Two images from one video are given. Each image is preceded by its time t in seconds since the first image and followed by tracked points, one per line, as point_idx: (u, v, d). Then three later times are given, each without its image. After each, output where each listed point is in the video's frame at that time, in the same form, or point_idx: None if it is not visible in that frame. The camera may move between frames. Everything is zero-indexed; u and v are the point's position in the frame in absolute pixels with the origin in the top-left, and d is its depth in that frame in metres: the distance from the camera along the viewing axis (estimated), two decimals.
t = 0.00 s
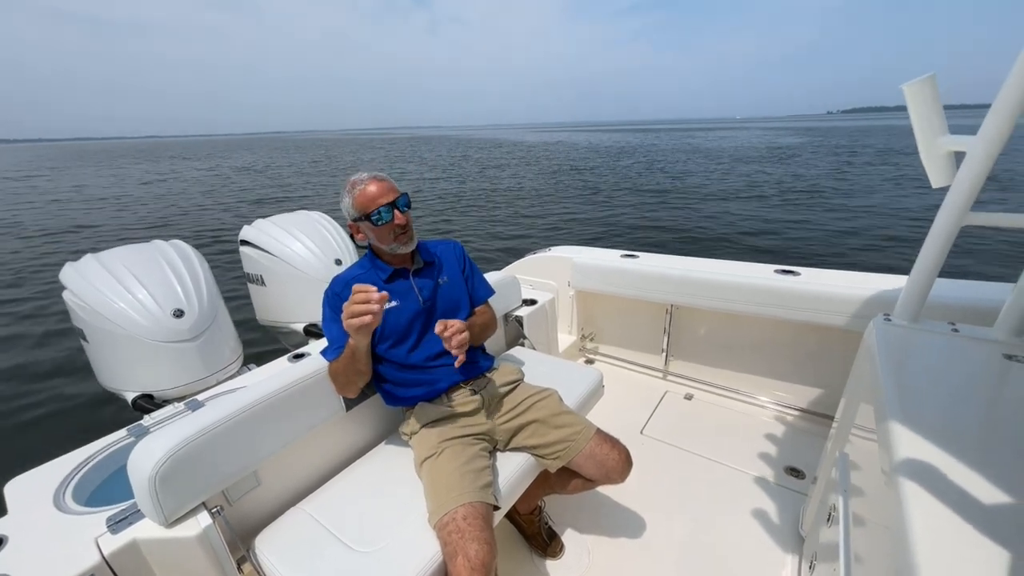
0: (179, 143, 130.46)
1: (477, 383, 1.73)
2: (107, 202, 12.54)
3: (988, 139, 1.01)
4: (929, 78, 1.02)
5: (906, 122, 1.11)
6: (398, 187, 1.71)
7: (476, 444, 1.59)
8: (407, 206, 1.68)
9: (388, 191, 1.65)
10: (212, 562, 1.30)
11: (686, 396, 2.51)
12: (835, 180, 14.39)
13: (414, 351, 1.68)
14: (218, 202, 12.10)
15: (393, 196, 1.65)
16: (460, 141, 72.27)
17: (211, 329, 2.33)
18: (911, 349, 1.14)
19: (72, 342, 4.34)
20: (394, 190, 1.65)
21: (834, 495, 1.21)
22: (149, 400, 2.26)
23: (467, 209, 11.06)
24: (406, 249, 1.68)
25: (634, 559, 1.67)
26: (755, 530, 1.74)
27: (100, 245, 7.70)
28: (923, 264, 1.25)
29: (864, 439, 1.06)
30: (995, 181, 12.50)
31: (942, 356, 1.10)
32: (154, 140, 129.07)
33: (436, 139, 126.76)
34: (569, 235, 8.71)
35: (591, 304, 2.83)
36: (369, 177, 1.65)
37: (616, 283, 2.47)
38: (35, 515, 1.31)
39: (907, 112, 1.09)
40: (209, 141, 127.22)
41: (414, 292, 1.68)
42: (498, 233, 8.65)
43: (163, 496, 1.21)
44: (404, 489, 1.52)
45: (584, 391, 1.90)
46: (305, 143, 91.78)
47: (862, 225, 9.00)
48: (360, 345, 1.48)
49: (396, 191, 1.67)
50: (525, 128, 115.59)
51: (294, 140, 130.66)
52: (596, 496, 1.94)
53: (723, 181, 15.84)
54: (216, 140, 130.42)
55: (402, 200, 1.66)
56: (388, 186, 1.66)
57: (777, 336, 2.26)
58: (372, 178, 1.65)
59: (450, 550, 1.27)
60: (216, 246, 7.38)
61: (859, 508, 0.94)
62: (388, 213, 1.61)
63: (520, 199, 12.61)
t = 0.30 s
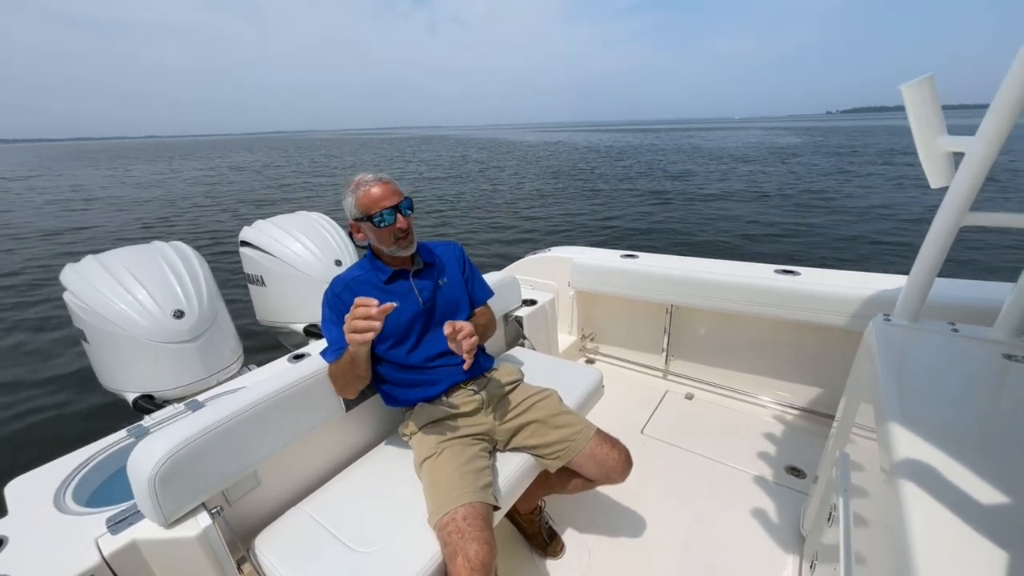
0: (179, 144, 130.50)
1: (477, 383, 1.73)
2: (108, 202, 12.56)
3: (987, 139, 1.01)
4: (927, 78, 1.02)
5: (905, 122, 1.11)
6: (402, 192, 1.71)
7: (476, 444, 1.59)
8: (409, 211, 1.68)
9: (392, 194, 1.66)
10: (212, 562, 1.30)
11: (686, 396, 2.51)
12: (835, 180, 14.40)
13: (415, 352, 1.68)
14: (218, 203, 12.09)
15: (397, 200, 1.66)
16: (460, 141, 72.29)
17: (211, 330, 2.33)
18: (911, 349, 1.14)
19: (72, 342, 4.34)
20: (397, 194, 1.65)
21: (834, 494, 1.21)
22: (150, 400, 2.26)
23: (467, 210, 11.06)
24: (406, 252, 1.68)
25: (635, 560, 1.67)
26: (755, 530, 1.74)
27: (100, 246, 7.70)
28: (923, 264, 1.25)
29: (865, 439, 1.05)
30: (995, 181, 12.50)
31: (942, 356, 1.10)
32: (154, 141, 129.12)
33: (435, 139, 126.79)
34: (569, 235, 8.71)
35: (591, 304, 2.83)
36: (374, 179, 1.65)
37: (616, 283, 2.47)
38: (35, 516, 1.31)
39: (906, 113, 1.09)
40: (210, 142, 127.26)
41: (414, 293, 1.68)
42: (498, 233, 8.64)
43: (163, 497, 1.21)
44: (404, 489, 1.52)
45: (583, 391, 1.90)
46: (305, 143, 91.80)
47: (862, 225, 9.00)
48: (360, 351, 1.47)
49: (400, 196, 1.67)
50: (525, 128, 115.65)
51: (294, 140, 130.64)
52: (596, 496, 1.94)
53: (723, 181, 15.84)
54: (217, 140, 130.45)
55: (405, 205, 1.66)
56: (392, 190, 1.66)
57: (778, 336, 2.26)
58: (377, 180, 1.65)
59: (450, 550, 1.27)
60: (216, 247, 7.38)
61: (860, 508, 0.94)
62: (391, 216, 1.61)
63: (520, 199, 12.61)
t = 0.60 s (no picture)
0: (179, 143, 130.52)
1: (478, 381, 1.72)
2: (109, 203, 12.56)
3: (991, 133, 1.00)
4: (931, 71, 1.01)
5: (909, 116, 1.10)
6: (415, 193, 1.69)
7: (477, 442, 1.58)
8: (414, 213, 1.66)
9: (401, 192, 1.64)
10: (214, 562, 1.30)
11: (687, 392, 2.50)
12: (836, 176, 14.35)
13: (414, 349, 1.67)
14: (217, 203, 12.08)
15: (404, 200, 1.64)
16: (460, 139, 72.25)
17: (211, 330, 2.32)
18: (914, 344, 1.14)
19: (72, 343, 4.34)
20: (406, 194, 1.64)
21: (838, 492, 1.20)
22: (150, 400, 2.26)
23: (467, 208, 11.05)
24: (398, 251, 1.66)
25: (637, 557, 1.66)
26: (754, 528, 1.73)
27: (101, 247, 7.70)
28: (926, 258, 1.24)
29: (870, 437, 1.04)
30: (996, 176, 12.46)
31: (946, 351, 1.09)
32: (154, 141, 129.17)
33: (435, 137, 126.64)
34: (569, 233, 8.70)
35: (591, 301, 2.82)
36: (387, 172, 1.64)
37: (617, 281, 2.46)
38: (36, 517, 1.31)
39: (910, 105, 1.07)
40: (209, 142, 127.19)
41: (413, 292, 1.67)
42: (498, 232, 8.63)
43: (164, 498, 1.20)
44: (405, 488, 1.52)
45: (585, 389, 1.90)
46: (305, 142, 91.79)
47: (863, 221, 8.98)
48: (355, 343, 1.47)
49: (409, 196, 1.65)
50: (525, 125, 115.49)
51: (294, 139, 130.62)
52: (598, 493, 1.93)
53: (723, 177, 15.80)
54: (216, 140, 130.37)
55: (409, 207, 1.64)
56: (404, 189, 1.65)
57: (779, 332, 2.25)
58: (392, 175, 1.64)
59: (452, 548, 1.26)
60: (216, 247, 7.38)
61: (865, 505, 0.93)
62: (390, 213, 1.60)
63: (521, 197, 12.60)
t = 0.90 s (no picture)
0: (177, 142, 130.31)
1: (479, 378, 1.71)
2: (107, 203, 12.52)
3: (1003, 119, 0.98)
4: (943, 54, 0.98)
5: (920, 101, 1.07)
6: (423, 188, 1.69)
7: (480, 439, 1.57)
8: (419, 206, 1.65)
9: (409, 184, 1.64)
10: (216, 561, 1.29)
11: (690, 387, 2.49)
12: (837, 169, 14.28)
13: (415, 348, 1.66)
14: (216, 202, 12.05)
15: (411, 191, 1.64)
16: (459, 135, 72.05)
17: (211, 328, 2.31)
18: (921, 335, 1.12)
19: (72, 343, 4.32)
20: (413, 186, 1.63)
21: (843, 487, 1.18)
22: (150, 399, 2.25)
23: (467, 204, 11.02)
24: (397, 241, 1.63)
25: (640, 553, 1.66)
26: (755, 531, 1.70)
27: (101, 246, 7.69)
28: (934, 248, 1.22)
29: (877, 431, 1.03)
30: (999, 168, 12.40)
31: (955, 343, 1.07)
32: (152, 139, 128.95)
33: (434, 132, 126.25)
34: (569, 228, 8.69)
35: (592, 296, 2.80)
36: (397, 163, 1.65)
37: (618, 275, 2.44)
38: (37, 518, 1.30)
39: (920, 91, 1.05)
40: (208, 140, 126.84)
41: (413, 289, 1.66)
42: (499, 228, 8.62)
43: (165, 497, 1.19)
44: (407, 486, 1.51)
45: (587, 384, 1.88)
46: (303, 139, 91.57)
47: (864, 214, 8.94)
48: (357, 344, 1.45)
49: (417, 188, 1.65)
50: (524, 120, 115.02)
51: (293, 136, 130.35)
52: (600, 490, 1.92)
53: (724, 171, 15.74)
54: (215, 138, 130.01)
55: (415, 198, 1.63)
56: (412, 182, 1.65)
57: (782, 325, 2.24)
58: (402, 166, 1.65)
59: (455, 545, 1.25)
60: (216, 246, 7.37)
61: (873, 501, 0.92)
62: (394, 200, 1.58)
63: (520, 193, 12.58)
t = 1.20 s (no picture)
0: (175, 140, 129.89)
1: (480, 374, 1.70)
2: (107, 203, 12.51)
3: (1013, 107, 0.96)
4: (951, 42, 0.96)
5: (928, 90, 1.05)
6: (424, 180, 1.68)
7: (481, 436, 1.56)
8: (420, 198, 1.63)
9: (409, 175, 1.63)
10: (217, 561, 1.28)
11: (691, 383, 2.48)
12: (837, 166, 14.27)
13: (415, 345, 1.64)
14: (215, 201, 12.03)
15: (412, 183, 1.62)
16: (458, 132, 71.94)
17: (210, 326, 2.30)
18: (926, 330, 1.11)
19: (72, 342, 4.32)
20: (414, 178, 1.62)
21: (846, 483, 1.18)
22: (150, 398, 2.24)
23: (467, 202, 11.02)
24: (396, 234, 1.61)
25: (643, 550, 1.65)
26: (756, 531, 1.68)
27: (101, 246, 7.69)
28: (940, 242, 1.21)
29: (881, 426, 1.02)
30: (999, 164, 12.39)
31: (961, 338, 1.05)
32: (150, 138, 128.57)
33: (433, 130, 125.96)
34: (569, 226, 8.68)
35: (592, 293, 2.79)
36: (397, 156, 1.63)
37: (619, 271, 2.43)
38: (36, 518, 1.29)
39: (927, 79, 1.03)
40: (206, 138, 126.55)
41: (413, 285, 1.64)
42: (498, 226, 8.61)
43: (165, 496, 1.18)
44: (409, 484, 1.50)
45: (588, 381, 1.87)
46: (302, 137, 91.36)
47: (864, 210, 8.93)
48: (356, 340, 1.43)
49: (417, 181, 1.63)
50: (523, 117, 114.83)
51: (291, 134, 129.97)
52: (601, 488, 1.91)
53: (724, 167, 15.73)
54: (213, 136, 129.68)
55: (416, 190, 1.61)
56: (412, 174, 1.64)
57: (783, 320, 2.23)
58: (403, 158, 1.63)
59: (457, 543, 1.24)
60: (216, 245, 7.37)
61: (877, 496, 0.91)
62: (395, 192, 1.57)
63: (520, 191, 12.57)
